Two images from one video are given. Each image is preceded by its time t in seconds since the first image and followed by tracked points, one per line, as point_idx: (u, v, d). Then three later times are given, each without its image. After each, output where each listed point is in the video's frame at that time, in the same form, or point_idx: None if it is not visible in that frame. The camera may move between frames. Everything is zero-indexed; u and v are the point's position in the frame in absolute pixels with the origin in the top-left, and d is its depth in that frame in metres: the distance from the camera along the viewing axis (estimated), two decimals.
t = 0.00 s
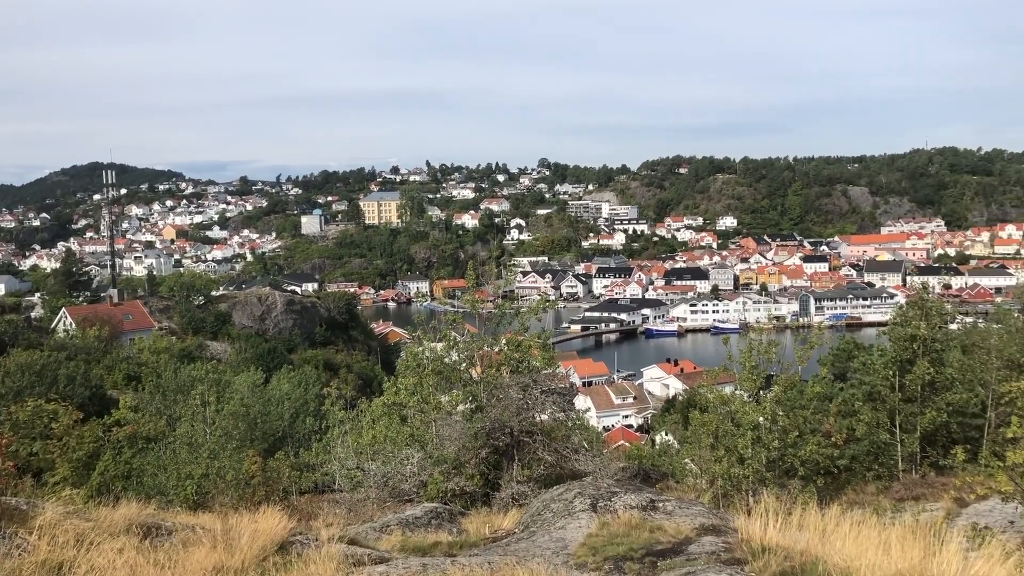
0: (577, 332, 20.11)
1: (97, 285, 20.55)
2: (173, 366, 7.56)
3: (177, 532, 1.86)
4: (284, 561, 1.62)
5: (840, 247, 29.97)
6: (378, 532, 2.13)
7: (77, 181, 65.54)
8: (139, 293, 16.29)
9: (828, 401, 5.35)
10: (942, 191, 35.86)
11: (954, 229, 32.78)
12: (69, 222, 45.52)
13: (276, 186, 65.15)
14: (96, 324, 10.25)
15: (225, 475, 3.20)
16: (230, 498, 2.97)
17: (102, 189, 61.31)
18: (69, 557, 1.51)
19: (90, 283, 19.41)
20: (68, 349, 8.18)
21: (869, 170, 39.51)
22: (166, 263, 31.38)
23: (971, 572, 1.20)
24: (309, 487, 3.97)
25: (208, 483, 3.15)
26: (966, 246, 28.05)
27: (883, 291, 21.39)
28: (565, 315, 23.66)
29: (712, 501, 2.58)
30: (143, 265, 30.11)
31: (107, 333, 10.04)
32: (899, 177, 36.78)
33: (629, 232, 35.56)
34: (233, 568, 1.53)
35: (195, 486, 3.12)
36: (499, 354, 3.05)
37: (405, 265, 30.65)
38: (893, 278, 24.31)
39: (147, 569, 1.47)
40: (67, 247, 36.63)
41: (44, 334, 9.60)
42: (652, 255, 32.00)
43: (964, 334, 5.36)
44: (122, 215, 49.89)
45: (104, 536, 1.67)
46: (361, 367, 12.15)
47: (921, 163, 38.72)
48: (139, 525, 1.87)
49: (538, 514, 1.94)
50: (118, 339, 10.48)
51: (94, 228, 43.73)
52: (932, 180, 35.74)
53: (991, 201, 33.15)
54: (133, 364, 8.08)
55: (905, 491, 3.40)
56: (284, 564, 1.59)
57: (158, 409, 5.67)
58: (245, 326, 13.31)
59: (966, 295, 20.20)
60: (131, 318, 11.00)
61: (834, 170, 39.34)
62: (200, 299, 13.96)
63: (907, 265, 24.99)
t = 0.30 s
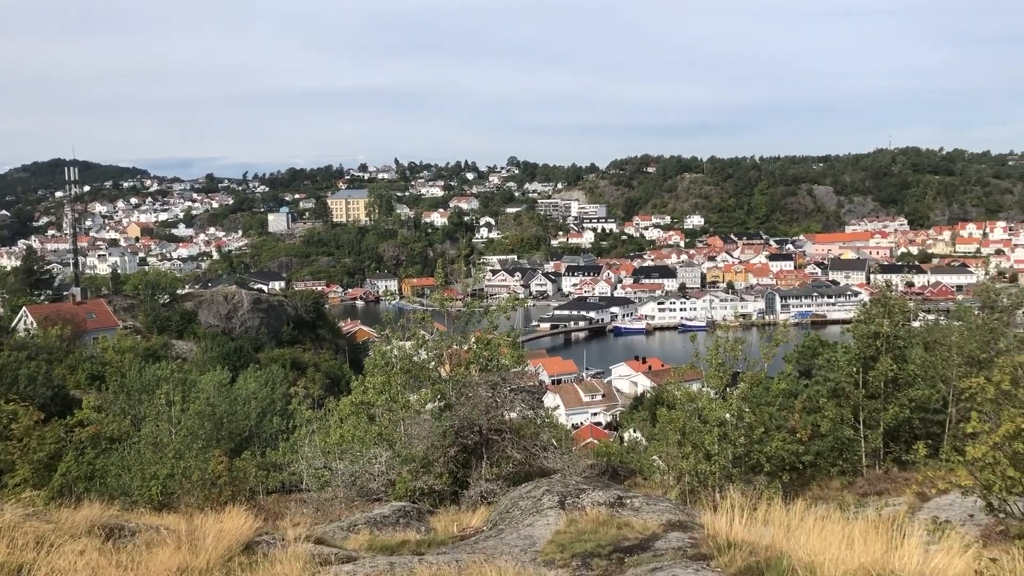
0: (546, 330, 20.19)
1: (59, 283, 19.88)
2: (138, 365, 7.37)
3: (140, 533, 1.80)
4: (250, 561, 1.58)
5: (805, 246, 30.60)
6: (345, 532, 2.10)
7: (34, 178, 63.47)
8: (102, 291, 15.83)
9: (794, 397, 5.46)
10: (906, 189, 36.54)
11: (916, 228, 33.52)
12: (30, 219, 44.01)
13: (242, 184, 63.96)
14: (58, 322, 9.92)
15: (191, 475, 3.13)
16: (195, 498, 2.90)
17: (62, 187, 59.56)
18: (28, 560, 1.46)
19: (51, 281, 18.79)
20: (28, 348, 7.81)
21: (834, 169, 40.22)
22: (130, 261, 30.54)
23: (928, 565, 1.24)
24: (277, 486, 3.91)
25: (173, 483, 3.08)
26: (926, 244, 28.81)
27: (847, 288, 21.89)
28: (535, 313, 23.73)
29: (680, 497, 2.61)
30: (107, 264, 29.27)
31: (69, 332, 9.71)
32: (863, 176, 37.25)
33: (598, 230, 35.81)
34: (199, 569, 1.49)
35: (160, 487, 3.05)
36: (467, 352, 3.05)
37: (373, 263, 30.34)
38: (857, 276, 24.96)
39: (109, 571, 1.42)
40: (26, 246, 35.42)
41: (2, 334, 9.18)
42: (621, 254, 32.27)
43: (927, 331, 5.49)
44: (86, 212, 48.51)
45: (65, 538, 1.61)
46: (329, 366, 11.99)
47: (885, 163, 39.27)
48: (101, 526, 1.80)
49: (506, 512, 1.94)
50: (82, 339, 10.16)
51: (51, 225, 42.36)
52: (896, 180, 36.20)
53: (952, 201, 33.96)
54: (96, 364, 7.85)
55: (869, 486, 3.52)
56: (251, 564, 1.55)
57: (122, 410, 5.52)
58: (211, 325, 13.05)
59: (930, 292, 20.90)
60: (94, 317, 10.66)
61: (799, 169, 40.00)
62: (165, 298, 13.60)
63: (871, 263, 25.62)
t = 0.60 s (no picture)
0: (517, 329, 20.21)
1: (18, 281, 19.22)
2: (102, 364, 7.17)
3: (104, 535, 1.75)
4: (216, 563, 1.53)
5: (773, 245, 31.17)
6: (313, 532, 2.07)
7: None
8: (65, 290, 15.37)
9: (761, 394, 5.56)
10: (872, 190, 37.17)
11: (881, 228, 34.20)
12: None
13: (210, 181, 62.76)
14: (19, 320, 9.58)
15: (157, 475, 3.06)
16: (161, 498, 2.84)
17: (21, 183, 57.68)
18: None
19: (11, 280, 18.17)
20: None
21: (801, 170, 40.24)
22: (95, 259, 29.64)
23: (891, 560, 1.26)
24: (244, 486, 3.84)
25: (139, 484, 3.00)
26: (890, 244, 29.48)
27: (814, 287, 22.35)
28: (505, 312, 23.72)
29: (650, 494, 2.64)
30: (71, 261, 28.37)
31: (31, 331, 9.38)
32: (830, 176, 37.87)
33: (569, 229, 35.97)
34: (164, 570, 1.45)
35: (125, 487, 2.98)
36: (438, 351, 3.03)
37: (343, 262, 29.98)
38: (824, 275, 25.52)
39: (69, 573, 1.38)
40: None
41: None
42: (592, 253, 32.46)
43: (891, 330, 5.63)
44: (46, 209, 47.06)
45: (25, 541, 1.56)
46: (297, 365, 11.80)
47: (852, 164, 39.62)
48: (64, 528, 1.74)
49: (476, 511, 1.93)
50: (45, 337, 9.83)
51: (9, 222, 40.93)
52: (863, 180, 36.83)
53: (917, 201, 34.67)
54: (60, 363, 7.61)
55: (835, 483, 3.61)
56: (217, 565, 1.51)
57: (86, 409, 5.36)
58: (178, 324, 12.78)
59: (896, 292, 21.41)
60: (56, 316, 10.34)
61: (768, 169, 40.32)
62: (131, 295, 13.13)
63: (837, 263, 26.15)
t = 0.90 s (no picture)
0: (492, 329, 20.19)
1: None
2: (71, 366, 6.99)
3: (73, 540, 1.69)
4: (187, 566, 1.50)
5: (745, 246, 31.63)
6: (286, 534, 2.03)
7: None
8: (32, 292, 14.92)
9: (735, 394, 5.63)
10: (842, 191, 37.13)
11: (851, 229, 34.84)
12: None
13: (181, 181, 61.62)
14: None
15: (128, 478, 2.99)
16: (131, 501, 2.78)
17: None
18: None
19: None
20: None
21: (771, 171, 40.98)
22: (65, 261, 28.73)
23: (863, 558, 1.28)
24: (216, 489, 3.79)
25: (109, 487, 2.94)
26: (859, 244, 30.05)
27: (786, 288, 22.70)
28: (480, 313, 23.69)
29: (624, 494, 2.66)
30: (40, 263, 27.38)
31: None
32: (801, 177, 38.48)
33: (543, 230, 36.08)
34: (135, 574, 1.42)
35: (95, 490, 2.91)
36: (412, 352, 3.01)
37: (316, 263, 29.64)
38: (795, 276, 25.96)
39: None
40: None
41: None
42: (566, 253, 32.59)
43: (861, 330, 5.74)
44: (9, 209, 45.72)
45: None
46: (271, 367, 11.61)
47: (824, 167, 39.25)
48: (31, 531, 1.69)
49: (449, 513, 1.91)
50: (14, 339, 9.51)
51: None
52: (833, 181, 37.49)
53: (886, 202, 35.36)
54: (28, 365, 7.39)
55: (807, 482, 3.67)
56: (189, 568, 1.48)
57: (55, 412, 5.22)
58: (149, 325, 12.54)
59: (866, 292, 21.86)
60: (25, 318, 10.02)
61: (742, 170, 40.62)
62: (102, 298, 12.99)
63: (808, 264, 26.59)
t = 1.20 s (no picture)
0: (468, 330, 20.17)
1: None
2: (39, 370, 6.83)
3: (42, 545, 1.64)
4: (161, 572, 1.46)
5: (719, 246, 32.04)
6: (261, 537, 1.99)
7: None
8: None
9: (710, 392, 5.68)
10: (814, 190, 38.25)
11: (823, 229, 35.40)
12: None
13: (154, 182, 60.57)
14: None
15: (99, 482, 2.92)
16: (104, 504, 2.71)
17: None
18: None
19: None
20: None
21: (744, 171, 41.62)
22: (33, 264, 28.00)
23: (835, 555, 1.30)
24: (190, 493, 3.73)
25: (80, 491, 2.87)
26: (831, 244, 30.55)
27: (759, 287, 23.03)
28: (456, 314, 23.64)
29: (599, 494, 2.67)
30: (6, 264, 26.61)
31: None
32: (774, 178, 39.01)
33: (519, 230, 36.15)
34: None
35: (65, 496, 2.83)
36: (387, 353, 2.98)
37: (291, 264, 29.28)
38: (769, 275, 26.34)
39: None
40: None
41: None
42: (541, 253, 32.65)
43: (834, 328, 5.84)
44: None
45: None
46: (245, 368, 11.43)
47: (795, 165, 40.37)
48: None
49: (426, 514, 1.90)
50: None
51: None
52: (805, 181, 38.10)
53: (858, 202, 35.97)
54: None
55: (781, 480, 3.73)
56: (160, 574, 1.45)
57: (24, 416, 5.11)
58: (120, 328, 12.29)
59: (839, 291, 22.27)
60: None
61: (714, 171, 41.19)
62: (72, 300, 12.63)
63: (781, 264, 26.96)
